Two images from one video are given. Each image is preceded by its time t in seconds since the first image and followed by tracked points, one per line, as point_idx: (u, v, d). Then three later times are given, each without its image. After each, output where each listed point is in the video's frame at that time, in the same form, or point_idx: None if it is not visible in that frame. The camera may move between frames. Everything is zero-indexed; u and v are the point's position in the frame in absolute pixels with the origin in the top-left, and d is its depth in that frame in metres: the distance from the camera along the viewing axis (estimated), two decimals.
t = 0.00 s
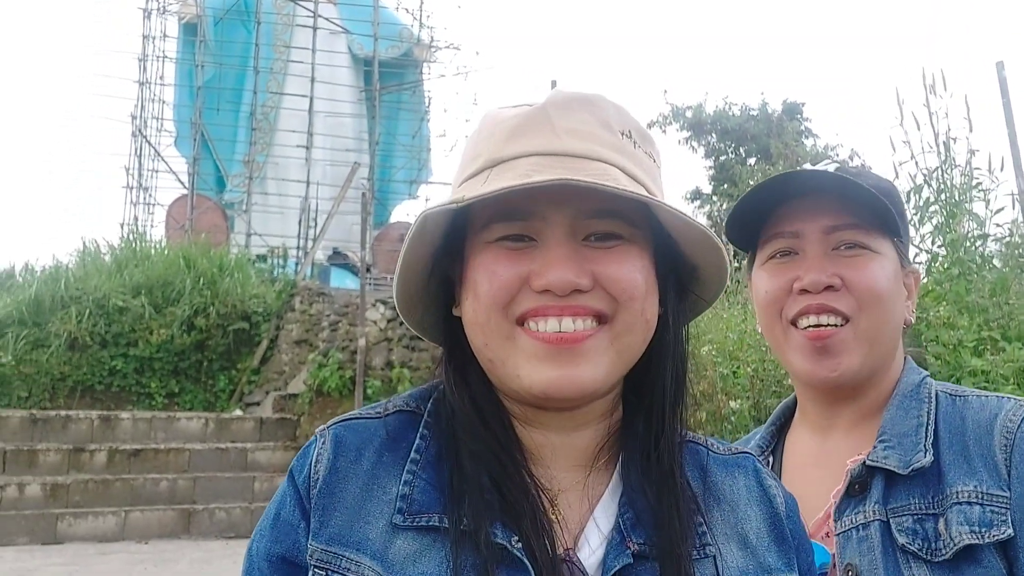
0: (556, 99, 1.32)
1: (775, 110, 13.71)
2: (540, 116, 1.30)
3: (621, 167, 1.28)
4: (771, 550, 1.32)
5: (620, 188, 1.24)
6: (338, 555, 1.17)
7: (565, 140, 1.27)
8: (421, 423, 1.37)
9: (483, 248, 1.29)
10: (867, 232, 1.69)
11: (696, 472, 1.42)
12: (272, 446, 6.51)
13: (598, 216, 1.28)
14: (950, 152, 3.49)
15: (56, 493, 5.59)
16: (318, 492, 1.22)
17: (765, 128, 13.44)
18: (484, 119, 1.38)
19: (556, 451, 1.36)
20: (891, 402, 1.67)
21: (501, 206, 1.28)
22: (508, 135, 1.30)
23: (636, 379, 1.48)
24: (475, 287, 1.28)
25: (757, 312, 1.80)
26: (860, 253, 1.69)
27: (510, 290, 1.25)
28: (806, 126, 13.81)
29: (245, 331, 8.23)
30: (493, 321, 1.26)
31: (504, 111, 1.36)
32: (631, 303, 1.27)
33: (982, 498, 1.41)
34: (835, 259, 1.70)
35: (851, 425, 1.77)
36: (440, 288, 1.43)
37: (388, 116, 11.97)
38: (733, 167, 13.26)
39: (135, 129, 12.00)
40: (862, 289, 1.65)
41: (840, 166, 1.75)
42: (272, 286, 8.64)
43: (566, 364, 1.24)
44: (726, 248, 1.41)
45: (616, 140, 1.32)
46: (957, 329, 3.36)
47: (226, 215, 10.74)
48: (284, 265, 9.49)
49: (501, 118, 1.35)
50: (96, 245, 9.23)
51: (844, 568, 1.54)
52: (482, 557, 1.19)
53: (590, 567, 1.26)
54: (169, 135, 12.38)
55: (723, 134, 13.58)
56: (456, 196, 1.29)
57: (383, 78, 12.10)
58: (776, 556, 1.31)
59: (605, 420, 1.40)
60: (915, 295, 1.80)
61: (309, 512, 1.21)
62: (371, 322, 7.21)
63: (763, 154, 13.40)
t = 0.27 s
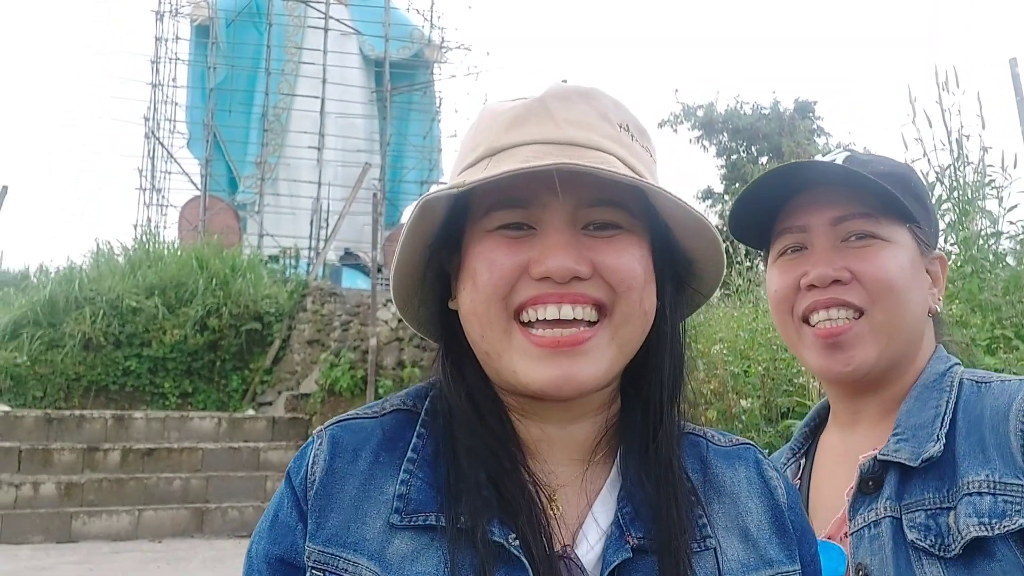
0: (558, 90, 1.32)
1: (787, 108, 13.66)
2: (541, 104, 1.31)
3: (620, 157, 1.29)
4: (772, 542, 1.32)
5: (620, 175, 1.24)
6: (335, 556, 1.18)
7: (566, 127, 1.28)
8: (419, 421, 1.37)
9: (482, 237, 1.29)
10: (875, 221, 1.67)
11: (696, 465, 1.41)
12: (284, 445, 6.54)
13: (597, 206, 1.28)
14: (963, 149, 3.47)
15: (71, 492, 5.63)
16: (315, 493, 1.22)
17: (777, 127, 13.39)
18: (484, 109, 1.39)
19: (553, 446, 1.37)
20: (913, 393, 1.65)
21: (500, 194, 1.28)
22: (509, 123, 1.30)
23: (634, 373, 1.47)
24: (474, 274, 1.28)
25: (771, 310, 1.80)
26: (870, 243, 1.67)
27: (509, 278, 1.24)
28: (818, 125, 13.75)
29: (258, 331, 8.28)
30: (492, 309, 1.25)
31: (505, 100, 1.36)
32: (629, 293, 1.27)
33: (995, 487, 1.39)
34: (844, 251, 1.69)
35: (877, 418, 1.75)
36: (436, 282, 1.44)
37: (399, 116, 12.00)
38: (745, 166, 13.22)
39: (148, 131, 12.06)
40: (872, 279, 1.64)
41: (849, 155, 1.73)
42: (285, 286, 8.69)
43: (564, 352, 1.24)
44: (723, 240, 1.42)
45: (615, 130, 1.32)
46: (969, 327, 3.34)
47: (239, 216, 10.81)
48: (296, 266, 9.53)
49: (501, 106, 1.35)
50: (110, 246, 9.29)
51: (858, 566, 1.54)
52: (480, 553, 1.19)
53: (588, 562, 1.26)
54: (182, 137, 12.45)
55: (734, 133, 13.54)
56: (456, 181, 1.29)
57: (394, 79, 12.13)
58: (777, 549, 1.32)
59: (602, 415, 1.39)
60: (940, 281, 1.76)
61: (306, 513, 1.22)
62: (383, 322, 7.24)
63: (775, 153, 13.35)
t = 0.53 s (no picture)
0: (563, 83, 1.32)
1: (797, 109, 13.61)
2: (546, 98, 1.30)
3: (626, 151, 1.28)
4: (780, 535, 1.31)
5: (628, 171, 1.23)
6: (345, 546, 1.17)
7: (571, 122, 1.27)
8: (427, 414, 1.37)
9: (489, 232, 1.29)
10: (862, 216, 1.64)
11: (703, 458, 1.40)
12: (293, 446, 6.56)
13: (604, 200, 1.28)
14: (974, 147, 3.45)
15: (82, 492, 5.66)
16: (325, 483, 1.22)
17: (786, 127, 13.34)
18: (490, 105, 1.38)
19: (561, 439, 1.36)
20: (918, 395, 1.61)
21: (506, 190, 1.28)
22: (515, 118, 1.30)
23: (641, 365, 1.46)
24: (481, 270, 1.27)
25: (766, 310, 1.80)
26: (859, 240, 1.64)
27: (515, 273, 1.24)
28: (828, 125, 13.69)
29: (267, 332, 8.31)
30: (499, 305, 1.25)
31: (511, 95, 1.36)
32: (635, 287, 1.26)
33: (997, 497, 1.37)
34: (833, 249, 1.67)
35: (880, 413, 1.74)
36: (443, 278, 1.43)
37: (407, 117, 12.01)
38: (754, 167, 13.17)
39: (158, 133, 12.12)
40: (860, 277, 1.61)
41: (835, 148, 1.70)
42: (294, 287, 8.71)
43: (569, 348, 1.24)
44: (729, 234, 1.40)
45: (621, 124, 1.32)
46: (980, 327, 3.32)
47: (249, 218, 10.85)
48: (305, 268, 9.56)
49: (507, 102, 1.35)
50: (120, 248, 9.34)
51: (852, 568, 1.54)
52: (488, 545, 1.19)
53: (597, 554, 1.26)
54: (192, 139, 12.50)
55: (743, 133, 13.49)
56: (462, 178, 1.28)
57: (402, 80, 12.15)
58: (784, 542, 1.30)
59: (607, 409, 1.39)
60: (941, 272, 1.71)
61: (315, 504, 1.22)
62: (391, 323, 7.25)
63: (785, 153, 13.30)
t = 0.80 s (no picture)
0: (563, 84, 1.31)
1: (804, 106, 13.56)
2: (545, 98, 1.30)
3: (625, 152, 1.28)
4: (781, 537, 1.31)
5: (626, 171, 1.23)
6: (345, 546, 1.18)
7: (571, 123, 1.27)
8: (427, 414, 1.37)
9: (490, 232, 1.29)
10: (861, 216, 1.64)
11: (704, 459, 1.40)
12: (301, 446, 6.57)
13: (604, 200, 1.28)
14: (982, 144, 3.42)
15: (91, 493, 5.68)
16: (324, 484, 1.22)
17: (793, 124, 13.30)
18: (490, 106, 1.38)
19: (562, 439, 1.36)
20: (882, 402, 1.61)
21: (507, 190, 1.27)
22: (515, 118, 1.30)
23: (642, 364, 1.45)
24: (482, 269, 1.27)
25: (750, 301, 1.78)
26: (854, 239, 1.64)
27: (516, 273, 1.24)
28: (835, 122, 13.64)
29: (275, 333, 8.33)
30: (499, 304, 1.25)
31: (511, 95, 1.35)
32: (635, 287, 1.26)
33: (957, 504, 1.37)
34: (827, 246, 1.66)
35: (849, 412, 1.74)
36: (443, 276, 1.43)
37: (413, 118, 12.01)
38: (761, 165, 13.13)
39: (165, 135, 12.16)
40: (853, 275, 1.61)
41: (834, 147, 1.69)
42: (301, 288, 8.74)
43: (571, 348, 1.24)
44: (729, 234, 1.40)
45: (621, 124, 1.31)
46: (988, 324, 3.32)
47: (256, 219, 10.88)
48: (312, 268, 9.58)
49: (507, 102, 1.34)
50: (129, 249, 9.37)
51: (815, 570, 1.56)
52: (487, 544, 1.19)
53: (596, 555, 1.26)
54: (199, 140, 12.54)
55: (750, 131, 13.45)
56: (462, 179, 1.28)
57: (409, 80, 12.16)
58: (783, 544, 1.30)
59: (609, 408, 1.38)
60: (920, 279, 1.73)
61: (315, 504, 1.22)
62: (399, 323, 7.27)
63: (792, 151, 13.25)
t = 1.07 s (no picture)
0: (563, 89, 1.31)
1: (811, 102, 13.51)
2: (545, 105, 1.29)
3: (626, 160, 1.27)
4: (783, 540, 1.30)
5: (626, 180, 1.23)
6: (352, 532, 1.18)
7: (571, 130, 1.27)
8: (431, 417, 1.37)
9: (490, 240, 1.29)
10: (836, 217, 1.65)
11: (706, 462, 1.40)
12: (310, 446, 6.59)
13: (604, 209, 1.27)
14: (989, 140, 3.39)
15: (100, 494, 5.71)
16: (331, 471, 1.22)
17: (800, 121, 13.24)
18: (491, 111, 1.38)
19: (564, 440, 1.35)
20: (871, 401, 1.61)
21: (507, 198, 1.27)
22: (515, 126, 1.29)
23: (645, 366, 1.45)
24: (483, 277, 1.27)
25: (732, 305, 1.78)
26: (831, 239, 1.65)
27: (516, 281, 1.24)
28: (842, 119, 13.58)
29: (283, 333, 8.36)
30: (500, 313, 1.25)
31: (512, 101, 1.35)
32: (635, 294, 1.25)
33: (962, 494, 1.37)
34: (805, 247, 1.67)
35: (837, 413, 1.73)
36: (446, 281, 1.43)
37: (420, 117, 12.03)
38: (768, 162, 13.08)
39: (173, 136, 12.21)
40: (832, 274, 1.62)
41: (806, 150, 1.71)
42: (309, 288, 8.76)
43: (570, 356, 1.23)
44: (731, 239, 1.40)
45: (622, 131, 1.31)
46: (996, 321, 3.25)
47: (263, 219, 10.91)
48: (320, 268, 9.60)
49: (507, 108, 1.34)
50: (137, 251, 9.41)
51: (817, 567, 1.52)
52: (489, 548, 1.18)
53: (596, 557, 1.26)
54: (206, 141, 12.58)
55: (757, 128, 13.41)
56: (462, 187, 1.28)
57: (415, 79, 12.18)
58: (786, 547, 1.29)
59: (610, 410, 1.38)
60: (896, 277, 1.75)
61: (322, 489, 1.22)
62: (406, 323, 7.29)
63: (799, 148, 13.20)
